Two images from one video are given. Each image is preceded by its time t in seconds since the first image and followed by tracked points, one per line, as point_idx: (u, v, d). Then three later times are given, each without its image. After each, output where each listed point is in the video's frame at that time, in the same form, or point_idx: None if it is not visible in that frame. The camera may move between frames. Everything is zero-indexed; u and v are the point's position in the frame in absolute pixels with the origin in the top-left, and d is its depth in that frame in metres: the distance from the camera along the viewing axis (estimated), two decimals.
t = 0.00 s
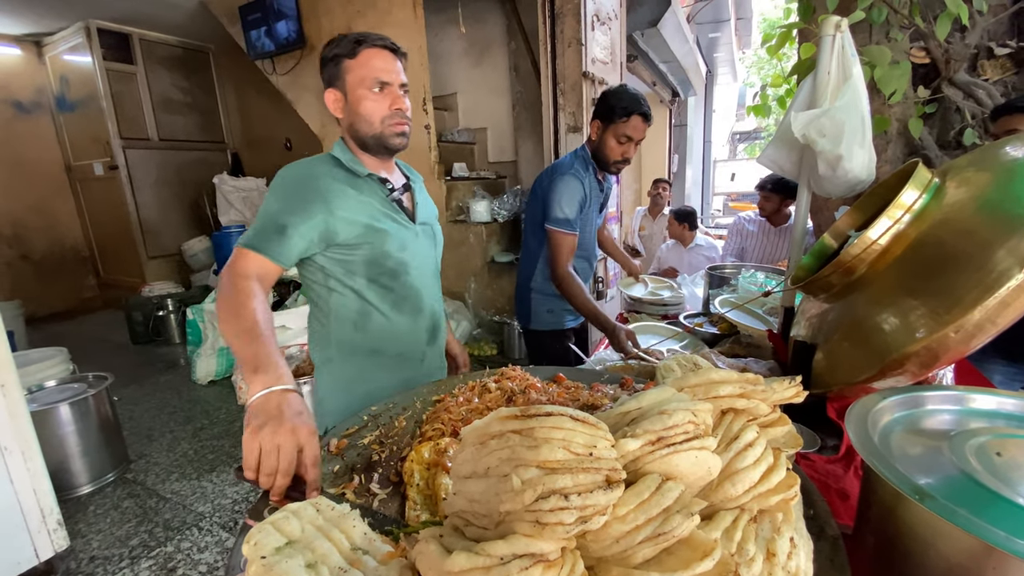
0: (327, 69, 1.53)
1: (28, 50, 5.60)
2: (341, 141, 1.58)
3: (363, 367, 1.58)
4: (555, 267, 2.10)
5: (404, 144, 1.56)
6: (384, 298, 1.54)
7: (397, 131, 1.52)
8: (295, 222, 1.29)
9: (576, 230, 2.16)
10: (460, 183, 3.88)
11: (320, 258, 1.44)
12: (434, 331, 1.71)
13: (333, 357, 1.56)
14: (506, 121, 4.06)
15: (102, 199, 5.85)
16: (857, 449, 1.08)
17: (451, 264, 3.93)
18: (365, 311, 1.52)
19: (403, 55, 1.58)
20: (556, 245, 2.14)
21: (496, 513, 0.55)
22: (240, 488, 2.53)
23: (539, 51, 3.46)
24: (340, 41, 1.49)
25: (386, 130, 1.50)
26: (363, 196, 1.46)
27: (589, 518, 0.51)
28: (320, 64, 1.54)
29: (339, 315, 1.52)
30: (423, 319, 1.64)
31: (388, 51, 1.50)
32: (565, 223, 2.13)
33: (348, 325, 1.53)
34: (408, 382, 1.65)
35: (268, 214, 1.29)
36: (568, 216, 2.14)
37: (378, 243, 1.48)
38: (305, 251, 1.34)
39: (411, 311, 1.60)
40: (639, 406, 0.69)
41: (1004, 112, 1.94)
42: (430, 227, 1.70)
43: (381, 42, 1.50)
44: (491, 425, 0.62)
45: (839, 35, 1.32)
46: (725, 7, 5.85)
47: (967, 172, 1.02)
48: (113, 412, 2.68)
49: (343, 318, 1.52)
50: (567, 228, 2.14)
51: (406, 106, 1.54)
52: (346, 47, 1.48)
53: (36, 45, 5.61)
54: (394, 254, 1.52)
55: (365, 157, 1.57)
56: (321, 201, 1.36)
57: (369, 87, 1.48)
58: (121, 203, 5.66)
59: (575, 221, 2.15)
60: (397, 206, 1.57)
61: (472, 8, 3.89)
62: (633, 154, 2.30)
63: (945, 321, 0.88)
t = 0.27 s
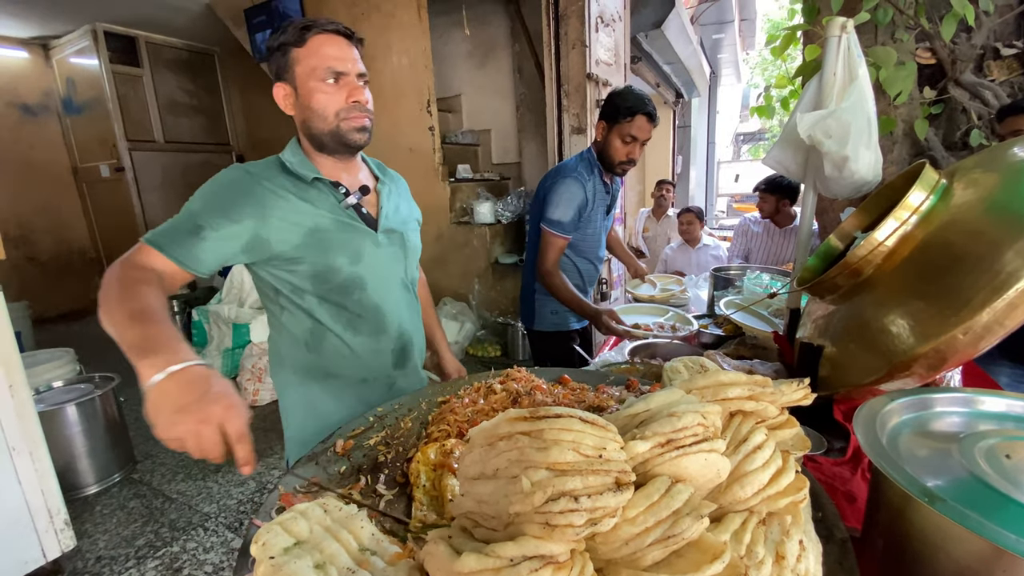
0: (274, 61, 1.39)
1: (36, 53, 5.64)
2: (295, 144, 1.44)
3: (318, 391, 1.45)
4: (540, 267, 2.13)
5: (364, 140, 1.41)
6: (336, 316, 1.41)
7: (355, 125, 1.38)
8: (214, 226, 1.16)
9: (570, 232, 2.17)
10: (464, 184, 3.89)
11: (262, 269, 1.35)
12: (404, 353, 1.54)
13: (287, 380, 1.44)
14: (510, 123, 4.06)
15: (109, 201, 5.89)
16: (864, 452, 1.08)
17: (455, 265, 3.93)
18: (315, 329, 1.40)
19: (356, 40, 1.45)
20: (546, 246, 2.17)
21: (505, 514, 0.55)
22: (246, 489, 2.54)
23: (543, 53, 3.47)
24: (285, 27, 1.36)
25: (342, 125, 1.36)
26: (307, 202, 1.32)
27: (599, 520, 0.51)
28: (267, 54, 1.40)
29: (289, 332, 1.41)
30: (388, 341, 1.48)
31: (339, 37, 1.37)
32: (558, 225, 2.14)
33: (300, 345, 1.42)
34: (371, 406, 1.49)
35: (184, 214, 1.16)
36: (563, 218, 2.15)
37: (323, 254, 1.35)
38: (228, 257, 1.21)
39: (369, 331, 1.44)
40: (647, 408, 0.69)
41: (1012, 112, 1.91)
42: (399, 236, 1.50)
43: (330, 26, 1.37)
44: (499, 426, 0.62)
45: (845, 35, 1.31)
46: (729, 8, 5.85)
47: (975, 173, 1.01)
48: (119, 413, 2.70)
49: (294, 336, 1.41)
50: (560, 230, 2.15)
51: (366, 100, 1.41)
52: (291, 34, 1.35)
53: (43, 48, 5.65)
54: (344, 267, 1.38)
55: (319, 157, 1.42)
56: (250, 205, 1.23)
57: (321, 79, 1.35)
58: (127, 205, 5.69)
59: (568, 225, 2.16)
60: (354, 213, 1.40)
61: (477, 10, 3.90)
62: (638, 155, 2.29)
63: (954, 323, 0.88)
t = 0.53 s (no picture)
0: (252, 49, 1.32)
1: (45, 56, 5.70)
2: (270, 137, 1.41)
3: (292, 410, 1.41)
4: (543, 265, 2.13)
5: (335, 153, 1.38)
6: (315, 330, 1.38)
7: (326, 138, 1.34)
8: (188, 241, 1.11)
9: (575, 232, 2.19)
10: (468, 186, 3.90)
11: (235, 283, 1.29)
12: (382, 367, 1.54)
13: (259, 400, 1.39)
14: (514, 125, 4.07)
15: (116, 203, 5.94)
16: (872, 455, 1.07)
17: (459, 267, 3.94)
18: (291, 345, 1.36)
19: (343, 39, 1.35)
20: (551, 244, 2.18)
21: (513, 515, 0.55)
22: (251, 489, 2.55)
23: (548, 55, 3.47)
24: (265, 14, 1.26)
25: (311, 135, 1.32)
26: (287, 213, 1.29)
27: (606, 520, 0.51)
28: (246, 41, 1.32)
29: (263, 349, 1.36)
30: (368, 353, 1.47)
31: (323, 38, 1.28)
32: (562, 224, 2.15)
33: (274, 362, 1.37)
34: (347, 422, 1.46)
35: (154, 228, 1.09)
36: (568, 217, 2.16)
37: (304, 267, 1.32)
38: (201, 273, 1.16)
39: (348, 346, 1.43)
40: (654, 409, 0.69)
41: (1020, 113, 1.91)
42: (380, 243, 1.53)
43: (314, 24, 1.27)
44: (507, 427, 0.62)
45: (852, 36, 1.31)
46: (734, 10, 5.84)
47: (983, 174, 1.01)
48: (127, 413, 2.72)
49: (269, 354, 1.37)
50: (564, 228, 2.16)
51: (341, 112, 1.34)
52: (269, 25, 1.25)
53: (52, 51, 5.70)
54: (325, 280, 1.36)
55: (292, 160, 1.39)
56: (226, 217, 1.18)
57: (294, 84, 1.28)
58: (134, 206, 5.73)
59: (573, 224, 2.17)
60: (334, 221, 1.39)
61: (482, 13, 3.91)
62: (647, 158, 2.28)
63: (962, 325, 0.88)
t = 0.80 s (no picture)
0: (250, 45, 1.31)
1: (52, 58, 5.74)
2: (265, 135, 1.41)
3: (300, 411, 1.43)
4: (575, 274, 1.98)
5: (337, 154, 1.40)
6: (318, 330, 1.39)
7: (329, 140, 1.35)
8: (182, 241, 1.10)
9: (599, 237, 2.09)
10: (473, 187, 3.90)
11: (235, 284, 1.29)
12: (388, 366, 1.54)
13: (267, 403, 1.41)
14: (519, 126, 4.07)
15: (122, 203, 5.97)
16: (879, 457, 1.06)
17: (463, 267, 3.94)
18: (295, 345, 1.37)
19: (347, 40, 1.35)
20: (577, 252, 2.05)
21: (517, 516, 0.55)
22: (256, 489, 2.55)
23: (553, 56, 3.47)
24: (265, 9, 1.25)
25: (315, 137, 1.33)
26: (285, 212, 1.29)
27: (611, 523, 0.51)
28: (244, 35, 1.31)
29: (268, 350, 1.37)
30: (370, 352, 1.47)
31: (329, 39, 1.28)
32: (586, 231, 2.05)
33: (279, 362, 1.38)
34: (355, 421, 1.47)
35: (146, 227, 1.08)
36: (589, 224, 2.07)
37: (303, 266, 1.32)
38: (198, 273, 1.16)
39: (352, 345, 1.43)
40: (659, 411, 0.69)
41: None
42: (379, 242, 1.53)
43: (318, 24, 1.27)
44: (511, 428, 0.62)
45: (859, 37, 1.30)
46: (739, 11, 5.82)
47: (990, 175, 1.00)
48: (132, 413, 2.74)
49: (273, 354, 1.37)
50: (588, 234, 2.05)
51: (345, 113, 1.35)
52: (271, 22, 1.24)
53: (59, 52, 5.75)
54: (326, 278, 1.36)
55: (289, 159, 1.40)
56: (223, 217, 1.18)
57: (298, 84, 1.28)
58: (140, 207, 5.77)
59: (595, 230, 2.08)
60: (333, 221, 1.41)
61: (486, 14, 3.92)
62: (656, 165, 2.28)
63: (970, 327, 0.86)
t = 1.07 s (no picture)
0: (275, 50, 1.33)
1: (58, 59, 5.78)
2: (286, 137, 1.43)
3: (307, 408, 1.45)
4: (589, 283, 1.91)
5: (351, 159, 1.40)
6: (326, 330, 1.40)
7: (345, 145, 1.35)
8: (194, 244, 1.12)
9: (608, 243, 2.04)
10: (476, 188, 3.91)
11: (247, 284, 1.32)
12: (395, 366, 1.55)
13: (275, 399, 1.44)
14: (522, 127, 4.08)
15: (127, 204, 6.00)
16: (881, 459, 1.06)
17: (466, 268, 3.95)
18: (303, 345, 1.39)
19: (368, 48, 1.36)
20: (587, 260, 1.99)
21: (519, 514, 0.55)
22: (259, 488, 2.56)
23: (556, 57, 3.48)
24: (292, 17, 1.27)
25: (331, 141, 1.33)
26: (295, 214, 1.30)
27: (611, 520, 0.52)
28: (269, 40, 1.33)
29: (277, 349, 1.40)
30: (378, 353, 1.48)
31: (349, 47, 1.29)
32: (595, 237, 2.01)
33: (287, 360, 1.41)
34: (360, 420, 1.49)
35: (160, 232, 1.11)
36: (597, 230, 2.04)
37: (312, 267, 1.33)
38: (210, 275, 1.18)
39: (360, 346, 1.44)
40: (660, 411, 0.69)
41: None
42: (391, 243, 1.53)
43: (341, 33, 1.28)
44: (513, 427, 0.62)
45: (862, 39, 1.30)
46: (743, 12, 5.82)
47: (994, 177, 1.00)
48: (137, 412, 2.75)
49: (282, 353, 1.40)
50: (597, 240, 2.01)
51: (362, 120, 1.35)
52: (296, 29, 1.26)
53: (65, 54, 5.79)
54: (335, 280, 1.37)
55: (306, 161, 1.41)
56: (233, 221, 1.19)
57: (318, 89, 1.29)
58: (145, 207, 5.80)
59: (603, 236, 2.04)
60: (344, 222, 1.40)
61: (490, 15, 3.93)
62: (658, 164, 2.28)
63: (972, 328, 0.86)
